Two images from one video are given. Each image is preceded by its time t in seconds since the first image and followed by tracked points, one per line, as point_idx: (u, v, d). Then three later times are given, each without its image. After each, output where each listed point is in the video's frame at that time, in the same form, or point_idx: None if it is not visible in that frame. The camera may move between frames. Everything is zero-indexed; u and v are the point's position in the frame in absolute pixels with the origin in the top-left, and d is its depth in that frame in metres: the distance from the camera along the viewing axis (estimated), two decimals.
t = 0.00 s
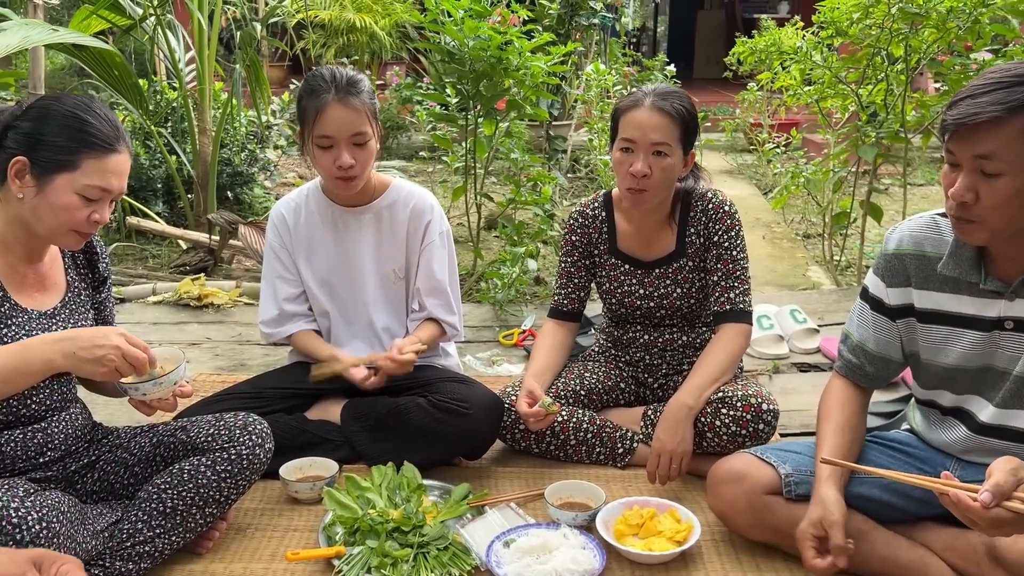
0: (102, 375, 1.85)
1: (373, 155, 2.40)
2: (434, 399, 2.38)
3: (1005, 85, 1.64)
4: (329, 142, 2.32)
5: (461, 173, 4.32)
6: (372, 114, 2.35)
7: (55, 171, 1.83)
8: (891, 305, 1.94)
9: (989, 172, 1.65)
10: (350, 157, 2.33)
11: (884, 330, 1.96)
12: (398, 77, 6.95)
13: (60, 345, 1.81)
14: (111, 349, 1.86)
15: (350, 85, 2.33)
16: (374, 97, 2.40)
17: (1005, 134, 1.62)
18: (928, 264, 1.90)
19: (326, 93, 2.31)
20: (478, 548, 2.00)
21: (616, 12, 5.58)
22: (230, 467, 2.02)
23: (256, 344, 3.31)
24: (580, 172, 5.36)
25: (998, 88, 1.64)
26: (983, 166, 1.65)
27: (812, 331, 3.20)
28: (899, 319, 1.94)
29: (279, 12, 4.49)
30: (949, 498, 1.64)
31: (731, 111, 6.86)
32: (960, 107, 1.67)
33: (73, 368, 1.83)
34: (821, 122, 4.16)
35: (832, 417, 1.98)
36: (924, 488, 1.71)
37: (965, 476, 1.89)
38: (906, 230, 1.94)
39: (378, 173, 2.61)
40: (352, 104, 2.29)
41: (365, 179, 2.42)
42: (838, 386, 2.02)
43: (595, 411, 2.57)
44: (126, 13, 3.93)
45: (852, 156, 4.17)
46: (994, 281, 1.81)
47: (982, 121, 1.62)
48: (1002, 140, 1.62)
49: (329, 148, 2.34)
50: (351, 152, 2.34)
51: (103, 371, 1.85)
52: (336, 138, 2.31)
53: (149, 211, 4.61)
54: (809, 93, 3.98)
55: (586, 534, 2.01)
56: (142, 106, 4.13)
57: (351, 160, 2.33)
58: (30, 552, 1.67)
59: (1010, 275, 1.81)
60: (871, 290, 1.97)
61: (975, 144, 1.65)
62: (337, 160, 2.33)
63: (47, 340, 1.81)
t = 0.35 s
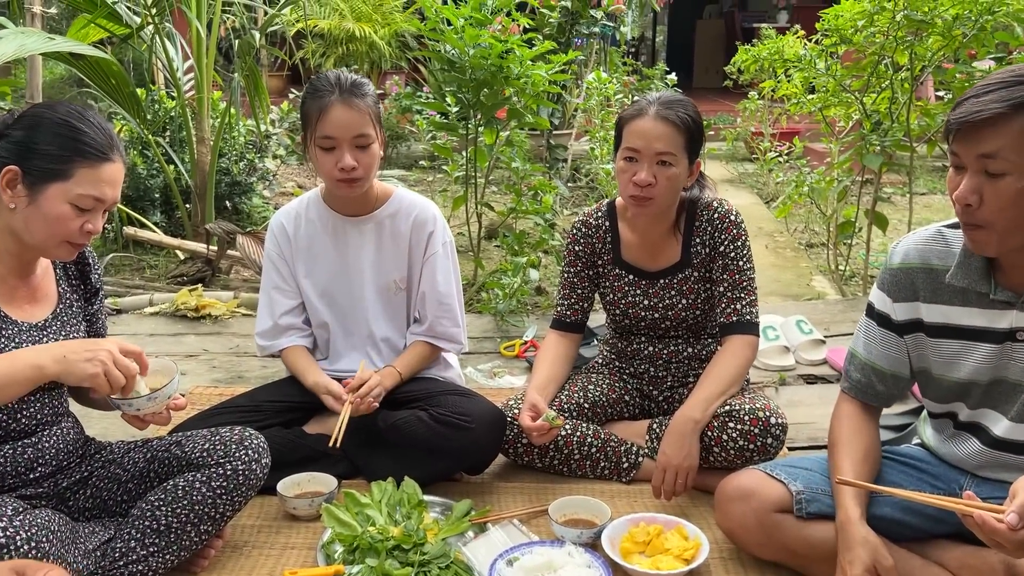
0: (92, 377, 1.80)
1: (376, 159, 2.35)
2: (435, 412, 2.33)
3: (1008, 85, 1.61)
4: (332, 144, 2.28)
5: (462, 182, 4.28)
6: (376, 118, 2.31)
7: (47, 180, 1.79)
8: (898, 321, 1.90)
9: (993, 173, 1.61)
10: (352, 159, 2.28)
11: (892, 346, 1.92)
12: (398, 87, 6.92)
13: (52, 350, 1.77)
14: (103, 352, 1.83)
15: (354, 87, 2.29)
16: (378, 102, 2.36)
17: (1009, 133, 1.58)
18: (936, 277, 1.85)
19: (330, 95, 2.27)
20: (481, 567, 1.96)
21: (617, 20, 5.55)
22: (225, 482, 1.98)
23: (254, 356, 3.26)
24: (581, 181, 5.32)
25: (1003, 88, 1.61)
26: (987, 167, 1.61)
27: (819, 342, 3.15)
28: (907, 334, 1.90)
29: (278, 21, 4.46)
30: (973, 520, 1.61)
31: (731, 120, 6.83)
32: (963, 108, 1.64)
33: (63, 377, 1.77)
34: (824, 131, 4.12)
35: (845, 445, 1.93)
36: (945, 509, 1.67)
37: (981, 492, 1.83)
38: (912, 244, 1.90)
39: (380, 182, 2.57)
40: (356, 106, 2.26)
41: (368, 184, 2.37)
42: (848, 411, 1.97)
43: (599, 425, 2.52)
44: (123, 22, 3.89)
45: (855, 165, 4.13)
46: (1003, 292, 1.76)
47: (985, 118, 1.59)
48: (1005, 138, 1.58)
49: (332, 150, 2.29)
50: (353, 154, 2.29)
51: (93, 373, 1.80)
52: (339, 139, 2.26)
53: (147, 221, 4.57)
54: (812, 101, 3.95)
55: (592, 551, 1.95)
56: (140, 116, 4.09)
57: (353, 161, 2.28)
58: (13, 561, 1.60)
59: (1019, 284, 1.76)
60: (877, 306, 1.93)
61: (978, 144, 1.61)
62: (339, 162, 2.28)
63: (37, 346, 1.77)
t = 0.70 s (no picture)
0: (72, 400, 1.76)
1: (371, 171, 2.32)
2: (428, 428, 2.29)
3: (999, 97, 1.59)
4: (326, 154, 2.24)
5: (457, 193, 4.25)
6: (370, 129, 2.28)
7: (32, 195, 1.76)
8: (896, 337, 1.87)
9: (986, 185, 1.58)
10: (348, 169, 2.25)
11: (890, 363, 1.89)
12: (394, 97, 6.90)
13: (33, 366, 1.73)
14: (86, 372, 1.79)
15: (347, 98, 2.27)
16: (372, 112, 2.33)
17: (1000, 144, 1.55)
18: (934, 293, 1.82)
19: (323, 105, 2.25)
20: None
21: (613, 31, 5.54)
22: (212, 502, 1.93)
23: (245, 371, 3.22)
24: (577, 192, 5.29)
25: (993, 100, 1.59)
26: (979, 179, 1.58)
27: (817, 355, 3.12)
28: (906, 352, 1.87)
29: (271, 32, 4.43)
30: (977, 542, 1.57)
31: (728, 130, 6.81)
32: (954, 121, 1.62)
33: (44, 395, 1.74)
34: (821, 142, 4.10)
35: (842, 464, 1.89)
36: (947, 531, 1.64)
37: (983, 511, 1.80)
38: (908, 260, 1.87)
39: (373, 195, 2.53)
40: (349, 115, 2.23)
41: (363, 196, 2.33)
42: (847, 431, 1.93)
43: (595, 441, 2.48)
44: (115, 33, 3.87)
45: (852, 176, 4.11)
46: (1002, 308, 1.73)
47: (975, 131, 1.56)
48: (996, 150, 1.55)
49: (326, 161, 2.25)
50: (349, 165, 2.26)
51: (74, 396, 1.76)
52: (334, 150, 2.23)
53: (139, 234, 4.53)
54: (809, 112, 3.93)
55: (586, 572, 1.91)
56: (131, 127, 4.06)
57: (349, 172, 2.24)
58: None
59: (1018, 300, 1.73)
60: (875, 322, 1.89)
61: (969, 157, 1.58)
62: (334, 173, 2.24)
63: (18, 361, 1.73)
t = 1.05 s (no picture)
0: (50, 416, 1.72)
1: (356, 178, 2.28)
2: (416, 439, 2.25)
3: (987, 98, 1.57)
4: (309, 162, 2.21)
5: (448, 200, 4.22)
6: (354, 135, 2.25)
7: (12, 203, 1.72)
8: (890, 344, 1.84)
9: (977, 188, 1.55)
10: (332, 177, 2.21)
11: (885, 370, 1.86)
12: (385, 104, 6.88)
13: (10, 380, 1.70)
14: (63, 386, 1.74)
15: (330, 104, 2.23)
16: (355, 118, 2.30)
17: (990, 145, 1.53)
18: (928, 298, 1.79)
19: (305, 112, 2.21)
20: None
21: (605, 37, 5.52)
22: (195, 515, 1.89)
23: (233, 380, 3.17)
24: (569, 199, 5.27)
25: (982, 102, 1.57)
26: (970, 182, 1.56)
27: (810, 362, 3.09)
28: (901, 358, 1.84)
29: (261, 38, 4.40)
30: (977, 554, 1.55)
31: (720, 136, 6.80)
32: (943, 124, 1.60)
33: (21, 409, 1.70)
34: (814, 147, 4.08)
35: (837, 475, 1.85)
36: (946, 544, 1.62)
37: (981, 521, 1.77)
38: (902, 265, 1.84)
39: (360, 201, 2.50)
40: (332, 121, 2.20)
41: (348, 203, 2.30)
42: (841, 441, 1.90)
43: (587, 450, 2.44)
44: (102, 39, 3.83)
45: (845, 182, 4.09)
46: (997, 313, 1.70)
47: (964, 132, 1.54)
48: (986, 152, 1.53)
49: (309, 169, 2.22)
50: (333, 172, 2.22)
51: (51, 412, 1.72)
52: (317, 157, 2.19)
53: (126, 241, 4.49)
54: (801, 118, 3.91)
55: None
56: (118, 134, 4.03)
57: (333, 179, 2.21)
58: None
59: (1014, 305, 1.70)
60: (869, 328, 1.87)
61: (959, 159, 1.56)
62: (318, 181, 2.21)
63: None
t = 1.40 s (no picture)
0: (19, 436, 1.69)
1: (334, 185, 2.25)
2: (396, 447, 2.22)
3: (960, 103, 1.56)
4: (285, 172, 2.18)
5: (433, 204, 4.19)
6: (331, 141, 2.22)
7: None
8: (873, 350, 1.82)
9: (951, 194, 1.54)
10: (310, 186, 2.19)
11: (867, 377, 1.84)
12: (372, 108, 6.85)
13: None
14: (32, 407, 1.69)
15: (305, 110, 2.20)
16: (333, 124, 2.27)
17: (962, 150, 1.52)
18: (910, 304, 1.78)
19: (281, 119, 2.18)
20: None
21: (592, 42, 5.51)
22: (169, 526, 1.85)
23: (213, 387, 3.13)
24: (557, 204, 5.25)
25: (955, 106, 1.56)
26: (944, 188, 1.55)
27: (796, 367, 3.07)
28: (884, 365, 1.82)
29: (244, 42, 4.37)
30: (959, 565, 1.55)
31: (708, 141, 6.80)
32: (917, 129, 1.59)
33: None
34: (800, 151, 4.08)
35: (820, 482, 1.83)
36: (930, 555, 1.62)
37: (966, 528, 1.75)
38: (884, 271, 1.82)
39: (339, 206, 2.47)
40: (308, 131, 2.16)
41: (327, 211, 2.27)
42: (824, 447, 1.88)
43: (570, 457, 2.42)
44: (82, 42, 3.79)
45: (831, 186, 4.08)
46: (979, 318, 1.69)
47: (936, 139, 1.53)
48: (958, 158, 1.52)
49: (286, 178, 2.19)
50: (310, 181, 2.19)
51: (21, 433, 1.69)
52: (294, 167, 2.17)
53: (108, 247, 4.45)
54: (787, 121, 3.91)
55: None
56: (98, 138, 3.98)
57: (310, 189, 2.18)
58: None
59: (995, 310, 1.69)
60: (852, 335, 1.85)
61: (932, 165, 1.55)
62: (295, 191, 2.18)
63: None
